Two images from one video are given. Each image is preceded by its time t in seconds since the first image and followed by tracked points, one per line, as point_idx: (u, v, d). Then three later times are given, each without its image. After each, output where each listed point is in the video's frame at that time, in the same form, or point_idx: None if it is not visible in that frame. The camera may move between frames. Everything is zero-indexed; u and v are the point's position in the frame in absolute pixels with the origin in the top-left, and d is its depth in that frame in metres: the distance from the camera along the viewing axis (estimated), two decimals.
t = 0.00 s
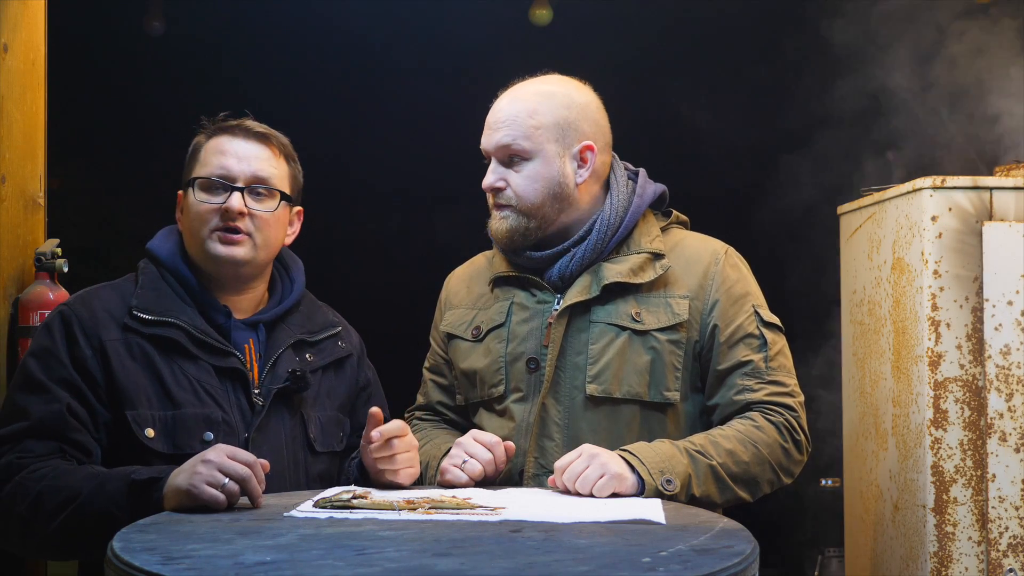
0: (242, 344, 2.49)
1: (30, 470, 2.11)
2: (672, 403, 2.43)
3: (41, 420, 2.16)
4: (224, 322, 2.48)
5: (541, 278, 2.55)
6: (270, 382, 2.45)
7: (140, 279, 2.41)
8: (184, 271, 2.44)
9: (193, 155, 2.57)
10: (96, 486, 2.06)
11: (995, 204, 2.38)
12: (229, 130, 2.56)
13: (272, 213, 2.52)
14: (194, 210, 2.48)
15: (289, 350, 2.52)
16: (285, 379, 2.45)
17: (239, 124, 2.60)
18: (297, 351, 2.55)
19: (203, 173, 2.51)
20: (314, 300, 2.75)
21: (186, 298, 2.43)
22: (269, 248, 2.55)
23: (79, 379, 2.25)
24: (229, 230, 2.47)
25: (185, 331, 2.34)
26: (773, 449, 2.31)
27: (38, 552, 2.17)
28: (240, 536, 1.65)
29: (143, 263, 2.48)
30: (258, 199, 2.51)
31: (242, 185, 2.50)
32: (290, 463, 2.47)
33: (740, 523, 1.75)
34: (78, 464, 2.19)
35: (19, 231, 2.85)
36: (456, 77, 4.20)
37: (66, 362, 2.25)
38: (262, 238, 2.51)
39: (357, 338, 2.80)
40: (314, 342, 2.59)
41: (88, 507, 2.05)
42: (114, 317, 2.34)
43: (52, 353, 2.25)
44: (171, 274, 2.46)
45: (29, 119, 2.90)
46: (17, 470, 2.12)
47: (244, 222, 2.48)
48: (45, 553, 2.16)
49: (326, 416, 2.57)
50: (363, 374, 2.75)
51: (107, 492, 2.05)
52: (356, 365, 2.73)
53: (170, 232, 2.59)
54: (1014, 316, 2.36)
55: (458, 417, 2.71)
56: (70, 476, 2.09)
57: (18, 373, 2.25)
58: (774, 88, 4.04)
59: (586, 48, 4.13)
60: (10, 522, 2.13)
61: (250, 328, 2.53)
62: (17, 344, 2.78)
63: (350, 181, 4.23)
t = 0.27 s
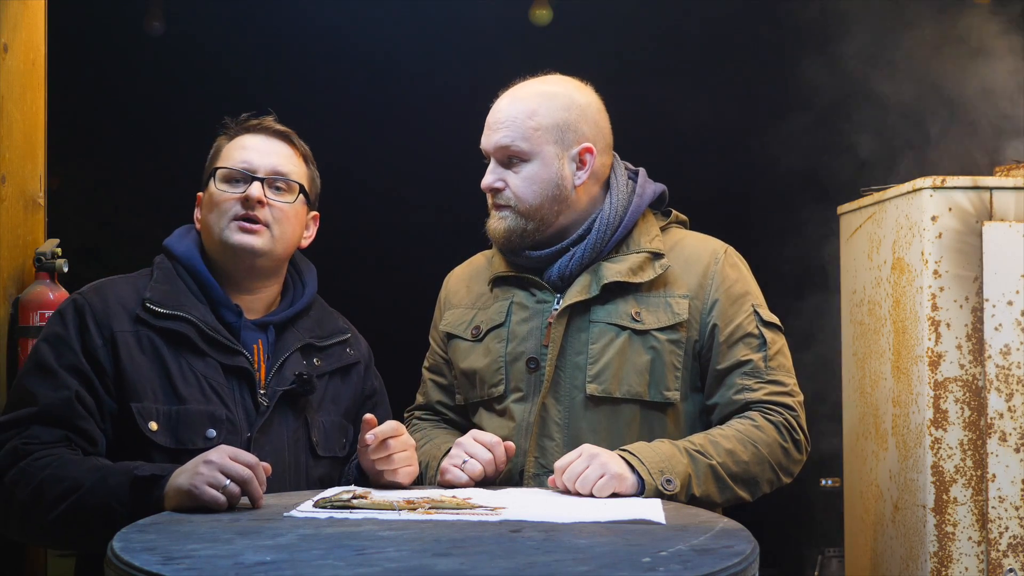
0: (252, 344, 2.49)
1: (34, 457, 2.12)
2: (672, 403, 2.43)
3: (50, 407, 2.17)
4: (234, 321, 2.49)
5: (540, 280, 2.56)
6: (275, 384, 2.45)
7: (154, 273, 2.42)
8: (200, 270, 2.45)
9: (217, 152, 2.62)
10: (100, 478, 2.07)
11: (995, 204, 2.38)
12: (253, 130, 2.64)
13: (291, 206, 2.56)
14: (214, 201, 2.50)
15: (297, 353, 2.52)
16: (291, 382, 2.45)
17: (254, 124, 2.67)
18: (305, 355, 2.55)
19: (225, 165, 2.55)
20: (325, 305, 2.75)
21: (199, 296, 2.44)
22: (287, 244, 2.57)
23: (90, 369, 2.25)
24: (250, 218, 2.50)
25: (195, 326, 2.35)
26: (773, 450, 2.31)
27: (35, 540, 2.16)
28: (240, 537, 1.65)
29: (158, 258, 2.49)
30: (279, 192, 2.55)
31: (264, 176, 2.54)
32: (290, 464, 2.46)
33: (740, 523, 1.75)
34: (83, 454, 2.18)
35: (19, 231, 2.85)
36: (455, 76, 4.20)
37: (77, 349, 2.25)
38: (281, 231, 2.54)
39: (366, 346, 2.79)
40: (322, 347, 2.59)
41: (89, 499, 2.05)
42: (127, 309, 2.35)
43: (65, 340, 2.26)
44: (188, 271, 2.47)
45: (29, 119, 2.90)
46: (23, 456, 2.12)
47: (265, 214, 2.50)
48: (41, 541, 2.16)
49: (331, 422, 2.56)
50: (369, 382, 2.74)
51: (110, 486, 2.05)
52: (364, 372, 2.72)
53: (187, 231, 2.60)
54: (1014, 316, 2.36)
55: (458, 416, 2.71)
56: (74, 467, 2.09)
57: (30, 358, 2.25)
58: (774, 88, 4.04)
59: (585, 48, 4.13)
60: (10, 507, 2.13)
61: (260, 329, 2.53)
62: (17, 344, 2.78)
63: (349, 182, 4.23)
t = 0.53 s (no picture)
0: (251, 341, 2.50)
1: (38, 456, 2.12)
2: (672, 403, 2.43)
3: (51, 405, 2.17)
4: (233, 319, 2.48)
5: (539, 280, 2.56)
6: (275, 380, 2.45)
7: (153, 271, 2.43)
8: (199, 269, 2.45)
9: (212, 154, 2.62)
10: (101, 478, 2.06)
11: (995, 204, 2.38)
12: (248, 130, 2.64)
13: (288, 206, 2.56)
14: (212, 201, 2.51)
15: (296, 350, 2.52)
16: (290, 377, 2.45)
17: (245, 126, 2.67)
18: (305, 351, 2.55)
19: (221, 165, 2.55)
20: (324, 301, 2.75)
21: (199, 293, 2.44)
22: (286, 241, 2.57)
23: (90, 367, 2.25)
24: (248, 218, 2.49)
25: (195, 323, 2.35)
26: (773, 450, 2.31)
27: (40, 538, 2.16)
28: (240, 536, 1.65)
29: (158, 258, 2.49)
30: (276, 190, 2.54)
31: (260, 175, 2.54)
32: (291, 461, 2.46)
33: (740, 523, 1.75)
34: (86, 453, 2.18)
35: (19, 231, 2.85)
36: (455, 76, 4.19)
37: (77, 348, 2.25)
38: (279, 228, 2.53)
39: (366, 341, 2.79)
40: (322, 343, 2.59)
41: (92, 499, 2.05)
42: (126, 307, 2.35)
43: (66, 339, 2.26)
44: (186, 269, 2.48)
45: (29, 119, 2.90)
46: (26, 454, 2.13)
47: (262, 211, 2.50)
48: (47, 540, 2.16)
49: (332, 417, 2.56)
50: (370, 376, 2.74)
51: (111, 485, 2.05)
52: (364, 369, 2.72)
53: (186, 232, 2.61)
54: (1014, 316, 2.36)
55: (457, 416, 2.71)
56: (77, 466, 2.09)
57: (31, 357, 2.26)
58: (774, 88, 4.04)
59: (585, 48, 4.13)
60: (14, 505, 2.13)
61: (259, 326, 2.54)
62: (17, 344, 2.78)
63: (349, 182, 4.23)
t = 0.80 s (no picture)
0: (248, 342, 2.50)
1: (39, 465, 2.12)
2: (671, 403, 2.43)
3: (50, 414, 2.17)
4: (231, 321, 2.49)
5: (539, 280, 2.55)
6: (275, 380, 2.45)
7: (149, 276, 2.43)
8: (194, 273, 2.45)
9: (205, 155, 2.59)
10: (101, 483, 2.06)
11: (995, 204, 2.38)
12: (240, 130, 2.62)
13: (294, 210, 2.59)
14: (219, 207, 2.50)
15: (293, 349, 2.52)
16: (289, 377, 2.46)
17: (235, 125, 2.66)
18: (302, 350, 2.55)
19: (224, 169, 2.53)
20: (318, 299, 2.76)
21: (194, 296, 2.44)
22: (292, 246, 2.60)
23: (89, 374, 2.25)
24: (259, 224, 2.51)
25: (192, 327, 2.35)
26: (773, 450, 2.31)
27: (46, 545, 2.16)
28: (241, 536, 1.65)
29: (152, 264, 2.49)
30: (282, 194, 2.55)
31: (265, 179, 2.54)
32: (294, 460, 2.46)
33: (740, 523, 1.75)
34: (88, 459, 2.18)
35: (19, 231, 2.85)
36: (455, 76, 4.19)
37: (76, 356, 2.25)
38: (287, 233, 2.56)
39: (362, 339, 2.79)
40: (318, 342, 2.59)
41: (92, 504, 2.05)
42: (123, 313, 2.34)
43: (64, 347, 2.26)
44: (181, 273, 2.47)
45: (29, 119, 2.90)
46: (28, 462, 2.13)
47: (273, 217, 2.52)
48: (52, 548, 2.16)
49: (331, 415, 2.57)
50: (368, 373, 2.75)
51: (111, 489, 2.05)
52: (361, 366, 2.73)
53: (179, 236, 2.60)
54: (1014, 316, 2.36)
55: (457, 416, 2.71)
56: (77, 472, 2.09)
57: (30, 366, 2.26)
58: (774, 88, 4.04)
59: (586, 49, 4.13)
60: (17, 512, 2.14)
61: (256, 327, 2.54)
62: (17, 344, 2.78)
63: (349, 182, 4.23)
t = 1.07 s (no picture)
0: (244, 337, 2.51)
1: (27, 469, 2.11)
2: (672, 403, 2.43)
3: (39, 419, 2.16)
4: (226, 317, 2.48)
5: (539, 280, 2.55)
6: (274, 374, 2.48)
7: (139, 275, 2.40)
8: (182, 267, 2.45)
9: (224, 158, 2.59)
10: (97, 485, 2.06)
11: (995, 204, 2.38)
12: (250, 135, 2.65)
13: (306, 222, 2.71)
14: (253, 215, 2.55)
15: (288, 343, 2.55)
16: (288, 371, 2.49)
17: (234, 127, 2.68)
18: (295, 343, 2.57)
19: (257, 179, 2.58)
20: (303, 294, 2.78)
21: (188, 294, 2.44)
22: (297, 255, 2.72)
23: (81, 379, 2.24)
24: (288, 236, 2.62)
25: (189, 323, 2.34)
26: (774, 450, 2.31)
27: (42, 550, 2.16)
28: (241, 536, 1.65)
29: (138, 262, 2.46)
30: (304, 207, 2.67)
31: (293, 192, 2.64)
32: (299, 454, 2.49)
33: (740, 523, 1.75)
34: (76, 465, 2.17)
35: (19, 231, 2.85)
36: (455, 76, 4.19)
37: (66, 362, 2.23)
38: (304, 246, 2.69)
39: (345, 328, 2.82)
40: (308, 335, 2.62)
41: (88, 507, 2.05)
42: (118, 314, 2.33)
43: (53, 353, 2.24)
44: (170, 269, 2.46)
45: (29, 119, 2.90)
46: (14, 467, 2.12)
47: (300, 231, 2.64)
48: (50, 553, 2.16)
49: (328, 405, 2.60)
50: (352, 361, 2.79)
51: (109, 491, 2.05)
52: (348, 355, 2.77)
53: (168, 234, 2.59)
54: (1014, 316, 2.36)
55: (458, 415, 2.71)
56: (69, 474, 2.09)
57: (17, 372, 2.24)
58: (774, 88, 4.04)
59: (586, 48, 4.13)
60: (8, 516, 2.13)
61: (250, 322, 2.55)
62: (18, 344, 2.78)
63: (349, 182, 4.23)
